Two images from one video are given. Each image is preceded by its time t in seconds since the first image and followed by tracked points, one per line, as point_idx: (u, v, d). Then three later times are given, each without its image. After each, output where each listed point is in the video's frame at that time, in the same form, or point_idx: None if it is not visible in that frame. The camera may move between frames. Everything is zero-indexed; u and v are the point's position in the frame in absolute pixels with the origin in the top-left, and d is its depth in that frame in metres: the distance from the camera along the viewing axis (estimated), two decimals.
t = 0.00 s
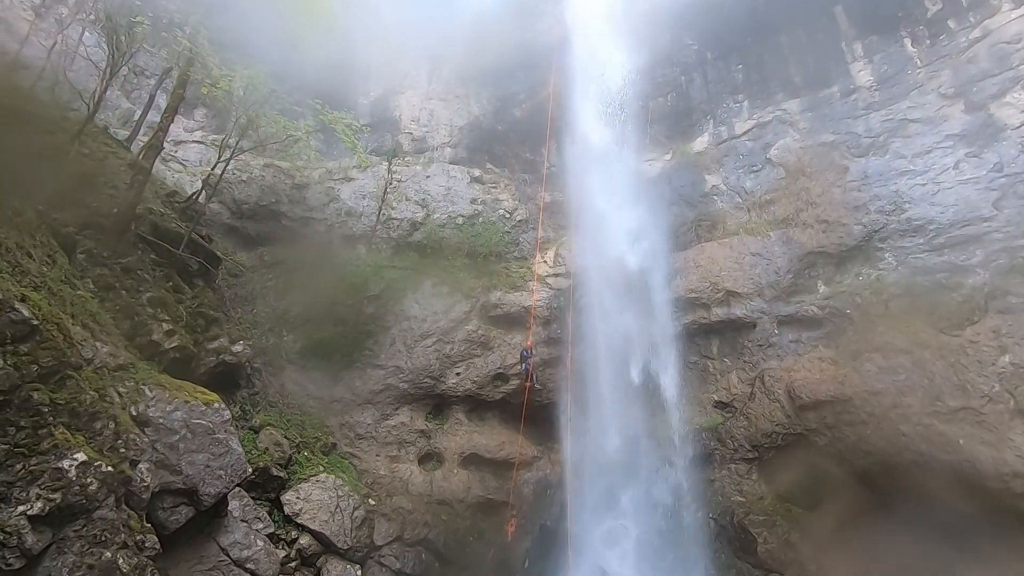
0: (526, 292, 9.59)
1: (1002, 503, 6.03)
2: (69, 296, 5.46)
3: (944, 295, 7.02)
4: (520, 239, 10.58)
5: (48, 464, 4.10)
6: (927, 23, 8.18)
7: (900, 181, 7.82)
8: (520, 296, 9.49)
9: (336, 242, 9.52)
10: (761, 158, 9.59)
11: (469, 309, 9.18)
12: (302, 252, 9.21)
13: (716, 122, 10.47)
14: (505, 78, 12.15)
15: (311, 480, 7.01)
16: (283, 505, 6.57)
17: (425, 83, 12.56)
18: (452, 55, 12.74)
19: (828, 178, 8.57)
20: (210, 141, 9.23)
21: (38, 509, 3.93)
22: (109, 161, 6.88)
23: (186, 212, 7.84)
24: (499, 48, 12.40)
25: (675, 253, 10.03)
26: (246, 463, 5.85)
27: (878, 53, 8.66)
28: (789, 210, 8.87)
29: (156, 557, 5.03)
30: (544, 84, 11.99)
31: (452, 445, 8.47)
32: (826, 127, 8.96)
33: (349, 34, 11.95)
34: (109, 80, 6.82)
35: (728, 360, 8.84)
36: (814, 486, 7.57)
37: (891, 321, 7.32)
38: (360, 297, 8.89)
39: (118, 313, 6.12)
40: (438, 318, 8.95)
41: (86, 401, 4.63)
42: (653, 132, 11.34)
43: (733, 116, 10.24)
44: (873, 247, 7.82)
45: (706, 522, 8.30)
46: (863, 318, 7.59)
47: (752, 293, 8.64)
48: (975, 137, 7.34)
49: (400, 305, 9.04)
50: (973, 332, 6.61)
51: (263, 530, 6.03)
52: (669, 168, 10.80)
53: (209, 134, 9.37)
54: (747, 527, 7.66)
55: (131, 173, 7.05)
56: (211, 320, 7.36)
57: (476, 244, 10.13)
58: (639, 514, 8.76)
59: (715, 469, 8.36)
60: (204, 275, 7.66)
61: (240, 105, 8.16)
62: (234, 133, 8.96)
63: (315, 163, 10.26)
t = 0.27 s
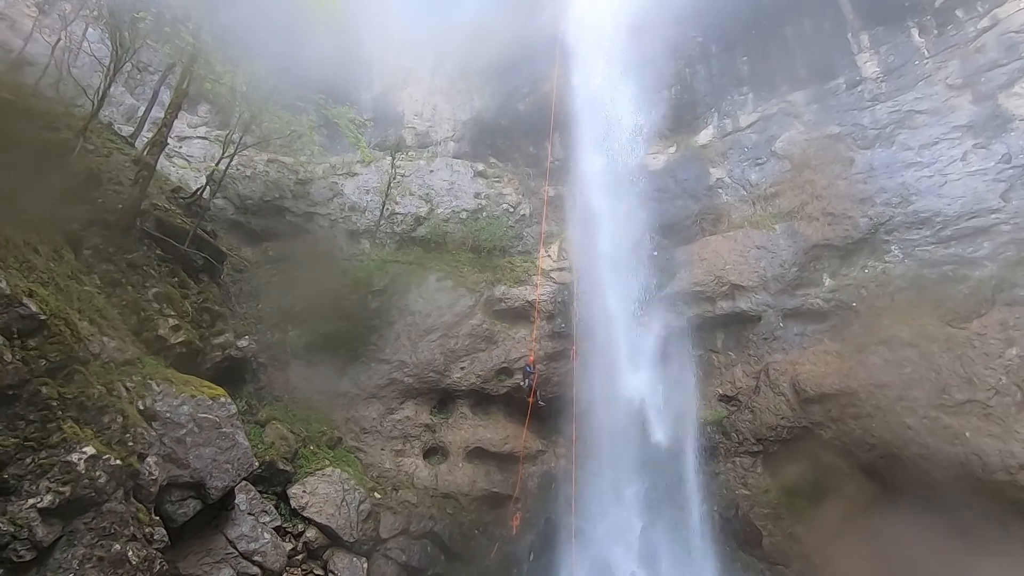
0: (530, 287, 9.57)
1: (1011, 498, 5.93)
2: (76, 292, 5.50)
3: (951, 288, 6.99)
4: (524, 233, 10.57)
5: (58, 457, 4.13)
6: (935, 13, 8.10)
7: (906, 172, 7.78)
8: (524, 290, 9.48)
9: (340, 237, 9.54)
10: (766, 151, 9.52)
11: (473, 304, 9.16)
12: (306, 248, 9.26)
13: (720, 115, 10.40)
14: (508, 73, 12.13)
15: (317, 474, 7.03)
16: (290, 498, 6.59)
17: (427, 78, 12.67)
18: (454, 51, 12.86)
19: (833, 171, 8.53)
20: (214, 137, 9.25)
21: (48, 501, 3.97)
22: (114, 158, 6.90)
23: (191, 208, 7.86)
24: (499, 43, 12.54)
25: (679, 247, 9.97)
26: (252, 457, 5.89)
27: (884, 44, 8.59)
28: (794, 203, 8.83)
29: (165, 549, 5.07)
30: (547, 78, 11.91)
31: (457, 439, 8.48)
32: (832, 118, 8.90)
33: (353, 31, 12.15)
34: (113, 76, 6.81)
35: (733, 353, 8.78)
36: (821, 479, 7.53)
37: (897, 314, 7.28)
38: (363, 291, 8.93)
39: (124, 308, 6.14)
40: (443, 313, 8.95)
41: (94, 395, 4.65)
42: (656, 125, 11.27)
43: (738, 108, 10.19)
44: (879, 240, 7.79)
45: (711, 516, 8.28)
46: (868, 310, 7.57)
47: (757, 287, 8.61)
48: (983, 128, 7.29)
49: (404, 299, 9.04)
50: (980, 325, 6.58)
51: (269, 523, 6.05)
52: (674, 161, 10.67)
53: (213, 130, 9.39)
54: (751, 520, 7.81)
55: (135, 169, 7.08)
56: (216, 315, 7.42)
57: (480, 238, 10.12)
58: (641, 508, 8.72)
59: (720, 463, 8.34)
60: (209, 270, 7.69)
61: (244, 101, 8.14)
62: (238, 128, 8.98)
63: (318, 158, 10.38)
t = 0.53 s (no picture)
0: (534, 276, 9.55)
1: (1013, 485, 5.95)
2: (81, 282, 5.52)
3: (957, 276, 6.97)
4: (527, 222, 10.52)
5: (66, 445, 4.17)
6: None
7: (913, 159, 7.72)
8: (527, 279, 9.46)
9: (343, 228, 9.46)
10: (770, 138, 9.53)
11: (476, 293, 9.13)
12: (309, 237, 9.23)
13: (725, 102, 10.36)
14: (510, 63, 12.07)
15: (322, 462, 7.17)
16: (295, 486, 6.72)
17: (431, 67, 12.61)
18: (458, 38, 12.74)
19: (839, 157, 8.46)
20: (215, 127, 9.22)
21: (58, 488, 4.02)
22: (116, 148, 6.89)
23: (194, 198, 7.86)
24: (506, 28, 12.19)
25: (682, 235, 9.99)
26: (257, 445, 5.95)
27: (892, 28, 8.47)
28: (799, 190, 8.79)
29: (174, 536, 5.13)
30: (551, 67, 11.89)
31: (462, 427, 8.51)
32: (839, 104, 8.82)
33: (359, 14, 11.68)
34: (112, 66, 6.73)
35: (737, 341, 8.78)
36: (824, 467, 7.53)
37: (903, 301, 7.26)
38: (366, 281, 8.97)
39: (130, 299, 6.14)
40: (446, 302, 8.95)
41: (101, 384, 4.66)
42: (660, 112, 11.18)
43: (743, 95, 10.14)
44: (884, 227, 7.75)
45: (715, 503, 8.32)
46: (873, 298, 7.55)
47: (762, 275, 8.59)
48: (991, 114, 7.22)
49: (407, 288, 9.08)
50: (986, 312, 6.54)
51: (276, 510, 6.14)
52: (677, 149, 10.59)
53: (215, 120, 9.35)
54: (754, 507, 7.84)
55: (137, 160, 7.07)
56: (221, 306, 7.52)
57: (483, 228, 10.11)
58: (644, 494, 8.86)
59: (723, 450, 8.33)
60: (213, 260, 7.71)
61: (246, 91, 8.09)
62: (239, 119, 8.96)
63: (320, 148, 10.48)
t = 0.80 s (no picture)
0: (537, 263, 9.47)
1: (1017, 472, 5.97)
2: (88, 270, 5.55)
3: (964, 263, 6.92)
4: (531, 210, 10.48)
5: (77, 431, 4.21)
6: None
7: (921, 144, 7.64)
8: (531, 267, 9.36)
9: (346, 216, 9.44)
10: (776, 124, 9.41)
11: (480, 281, 9.10)
12: (313, 225, 9.18)
13: (731, 86, 10.27)
14: (514, 48, 11.91)
15: (328, 448, 7.23)
16: (302, 471, 6.77)
17: (436, 58, 12.58)
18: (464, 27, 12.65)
19: (847, 143, 8.38)
20: (218, 115, 9.19)
21: (69, 473, 4.05)
22: (120, 136, 6.91)
23: (197, 185, 7.87)
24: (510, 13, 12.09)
25: (688, 222, 9.89)
26: (264, 431, 5.98)
27: (901, 10, 8.28)
28: (805, 176, 8.73)
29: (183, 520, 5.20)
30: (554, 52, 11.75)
31: (466, 414, 8.56)
32: (846, 88, 8.70)
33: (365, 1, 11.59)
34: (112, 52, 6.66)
35: (741, 328, 8.77)
36: (828, 454, 7.55)
37: (909, 288, 7.21)
38: (371, 270, 8.94)
39: (136, 286, 6.17)
40: (449, 290, 8.91)
41: (110, 370, 4.72)
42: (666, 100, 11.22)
43: (749, 79, 10.04)
44: (890, 213, 7.71)
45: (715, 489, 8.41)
46: (879, 285, 7.51)
47: (767, 262, 8.55)
48: (1001, 98, 7.12)
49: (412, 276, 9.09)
50: (992, 299, 6.50)
51: (283, 495, 6.14)
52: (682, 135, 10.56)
53: (217, 107, 9.33)
54: (758, 492, 7.87)
55: (140, 148, 7.09)
56: (226, 293, 7.54)
57: (487, 215, 10.09)
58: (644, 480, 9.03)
59: (727, 437, 8.36)
60: (218, 248, 7.74)
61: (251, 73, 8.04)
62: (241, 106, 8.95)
63: (323, 136, 10.44)
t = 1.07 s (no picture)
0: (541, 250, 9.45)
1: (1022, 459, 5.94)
2: (90, 258, 5.52)
3: (970, 250, 6.86)
4: (535, 197, 10.46)
5: (83, 417, 4.24)
6: None
7: (928, 130, 7.57)
8: (535, 254, 9.36)
9: (349, 203, 9.45)
10: (782, 110, 9.36)
11: (483, 268, 9.09)
12: (316, 214, 9.19)
13: (736, 71, 10.17)
14: (517, 33, 11.74)
15: (332, 435, 7.39)
16: (307, 458, 6.88)
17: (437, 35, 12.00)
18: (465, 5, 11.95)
19: (853, 129, 8.31)
20: (220, 102, 9.14)
21: (76, 459, 4.11)
22: (121, 124, 6.87)
23: (199, 173, 7.84)
24: None
25: (691, 209, 9.86)
26: (269, 418, 6.03)
27: None
28: (810, 162, 8.68)
29: (190, 505, 5.26)
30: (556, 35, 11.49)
31: (469, 401, 8.62)
32: (853, 73, 8.62)
33: None
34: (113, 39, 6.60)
35: (745, 315, 8.82)
36: (829, 440, 7.63)
37: (914, 275, 7.18)
38: (373, 257, 8.94)
39: (140, 274, 6.17)
40: (452, 277, 8.90)
41: (115, 358, 4.71)
42: (671, 87, 11.23)
43: (755, 64, 9.94)
44: (895, 200, 7.67)
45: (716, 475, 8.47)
46: (883, 272, 7.49)
47: (771, 249, 8.53)
48: (1010, 83, 7.03)
49: (414, 263, 9.07)
50: (998, 286, 6.45)
51: (289, 481, 6.25)
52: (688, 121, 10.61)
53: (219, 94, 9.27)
54: (759, 479, 7.92)
55: (142, 135, 7.02)
56: (230, 281, 7.51)
57: (491, 203, 10.07)
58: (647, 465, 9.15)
59: (728, 424, 8.42)
60: (220, 236, 7.72)
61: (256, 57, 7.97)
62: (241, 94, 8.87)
63: (325, 124, 10.41)
